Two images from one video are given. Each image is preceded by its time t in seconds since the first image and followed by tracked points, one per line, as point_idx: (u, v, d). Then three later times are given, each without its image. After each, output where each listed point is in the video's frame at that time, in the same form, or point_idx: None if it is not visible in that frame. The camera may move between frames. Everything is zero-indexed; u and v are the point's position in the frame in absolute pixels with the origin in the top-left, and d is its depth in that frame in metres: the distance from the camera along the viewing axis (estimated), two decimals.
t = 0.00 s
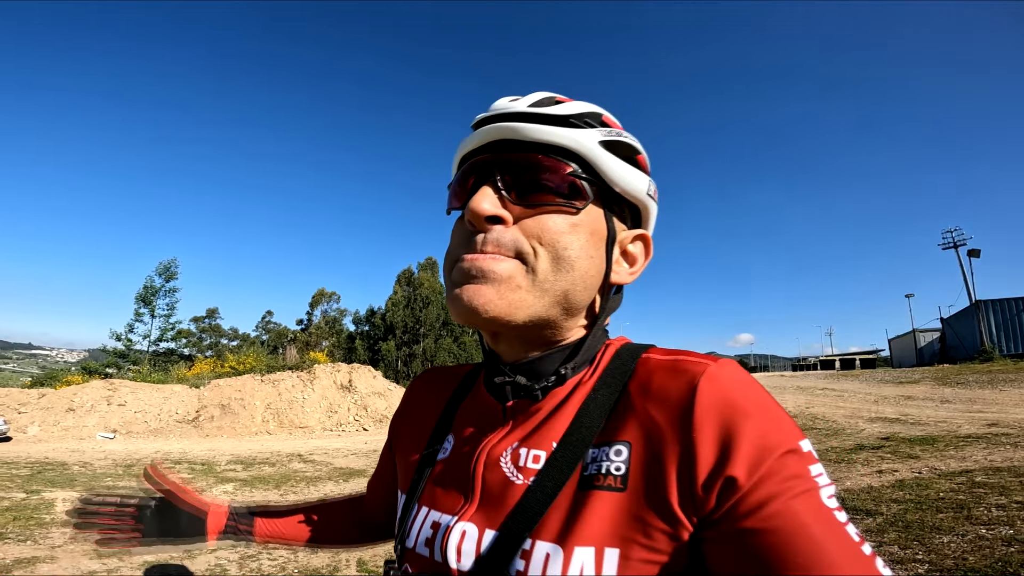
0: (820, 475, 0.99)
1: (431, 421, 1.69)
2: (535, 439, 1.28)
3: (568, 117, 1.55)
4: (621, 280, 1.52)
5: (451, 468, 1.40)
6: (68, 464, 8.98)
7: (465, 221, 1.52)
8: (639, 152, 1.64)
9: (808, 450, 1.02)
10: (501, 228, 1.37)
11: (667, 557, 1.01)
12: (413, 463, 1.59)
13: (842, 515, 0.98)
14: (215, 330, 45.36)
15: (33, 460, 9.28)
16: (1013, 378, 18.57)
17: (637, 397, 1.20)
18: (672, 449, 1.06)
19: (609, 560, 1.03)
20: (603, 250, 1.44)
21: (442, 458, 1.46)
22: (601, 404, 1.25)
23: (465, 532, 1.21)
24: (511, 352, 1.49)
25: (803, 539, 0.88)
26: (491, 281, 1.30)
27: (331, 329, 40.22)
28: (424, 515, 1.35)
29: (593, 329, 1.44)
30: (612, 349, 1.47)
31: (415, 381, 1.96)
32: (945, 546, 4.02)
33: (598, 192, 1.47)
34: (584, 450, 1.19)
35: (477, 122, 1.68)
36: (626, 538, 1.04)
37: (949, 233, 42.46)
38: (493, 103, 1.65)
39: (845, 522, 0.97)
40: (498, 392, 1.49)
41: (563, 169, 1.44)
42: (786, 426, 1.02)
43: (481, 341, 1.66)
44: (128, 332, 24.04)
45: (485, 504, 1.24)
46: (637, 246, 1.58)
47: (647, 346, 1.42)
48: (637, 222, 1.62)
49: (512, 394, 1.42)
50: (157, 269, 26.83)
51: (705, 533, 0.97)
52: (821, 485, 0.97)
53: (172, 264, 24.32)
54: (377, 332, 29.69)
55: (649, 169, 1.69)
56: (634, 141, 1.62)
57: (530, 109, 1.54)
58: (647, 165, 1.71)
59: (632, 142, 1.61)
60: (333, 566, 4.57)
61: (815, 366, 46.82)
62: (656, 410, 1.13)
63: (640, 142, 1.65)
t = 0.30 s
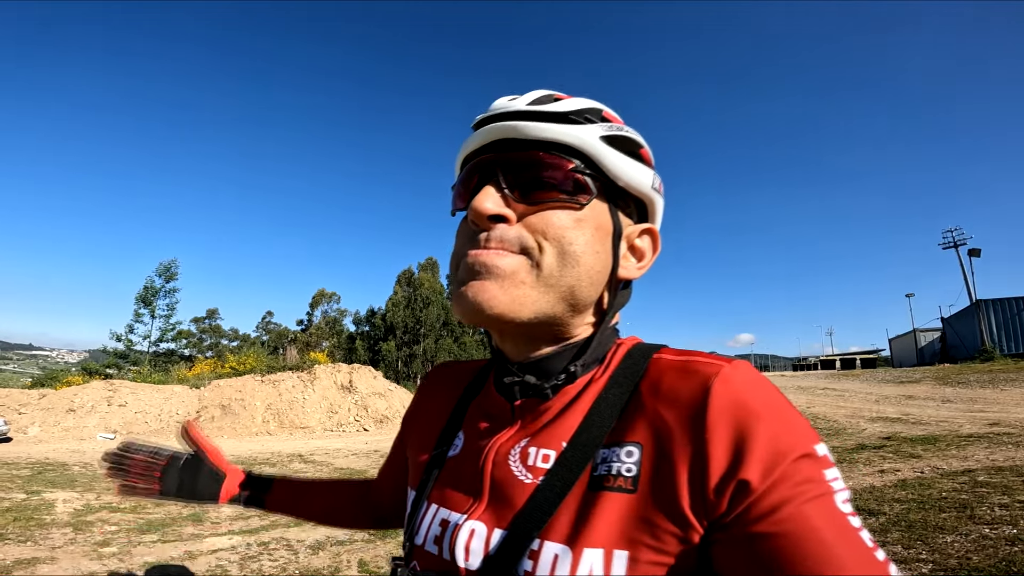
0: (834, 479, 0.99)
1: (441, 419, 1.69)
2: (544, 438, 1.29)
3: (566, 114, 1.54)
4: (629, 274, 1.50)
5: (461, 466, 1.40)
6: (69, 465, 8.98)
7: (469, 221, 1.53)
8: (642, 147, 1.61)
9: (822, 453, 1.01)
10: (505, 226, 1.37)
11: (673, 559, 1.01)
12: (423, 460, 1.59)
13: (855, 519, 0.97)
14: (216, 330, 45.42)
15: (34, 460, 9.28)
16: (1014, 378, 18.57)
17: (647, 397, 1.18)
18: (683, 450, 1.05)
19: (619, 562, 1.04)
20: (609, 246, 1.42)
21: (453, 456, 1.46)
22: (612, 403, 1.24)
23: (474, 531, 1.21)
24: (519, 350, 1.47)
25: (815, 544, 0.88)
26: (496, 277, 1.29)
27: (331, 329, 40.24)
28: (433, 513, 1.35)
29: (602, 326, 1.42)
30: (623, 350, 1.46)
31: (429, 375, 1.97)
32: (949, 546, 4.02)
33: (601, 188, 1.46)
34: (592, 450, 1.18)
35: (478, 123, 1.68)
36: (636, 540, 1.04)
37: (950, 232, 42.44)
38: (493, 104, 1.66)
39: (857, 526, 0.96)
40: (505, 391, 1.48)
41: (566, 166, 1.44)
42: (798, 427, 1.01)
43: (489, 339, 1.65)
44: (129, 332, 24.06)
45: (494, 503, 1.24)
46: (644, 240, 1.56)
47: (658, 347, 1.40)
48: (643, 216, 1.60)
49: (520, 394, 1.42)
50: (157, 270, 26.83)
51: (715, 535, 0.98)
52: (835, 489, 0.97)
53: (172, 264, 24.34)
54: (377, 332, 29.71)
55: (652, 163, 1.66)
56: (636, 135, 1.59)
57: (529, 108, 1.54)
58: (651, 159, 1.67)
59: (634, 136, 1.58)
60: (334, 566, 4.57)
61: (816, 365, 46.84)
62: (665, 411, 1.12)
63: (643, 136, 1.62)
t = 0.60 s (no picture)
0: (864, 473, 1.00)
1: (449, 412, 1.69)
2: (564, 421, 1.29)
3: (581, 89, 1.55)
4: (648, 248, 1.51)
5: (473, 455, 1.40)
6: (68, 465, 8.98)
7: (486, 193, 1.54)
8: (657, 122, 1.62)
9: (855, 446, 1.02)
10: (521, 196, 1.39)
11: (703, 548, 0.99)
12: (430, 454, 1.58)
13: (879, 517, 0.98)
14: (216, 331, 45.41)
15: (34, 461, 9.27)
16: (1016, 376, 18.55)
17: (678, 379, 1.17)
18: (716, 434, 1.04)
19: (646, 552, 1.02)
20: (626, 218, 1.43)
21: (464, 445, 1.48)
22: (637, 385, 1.23)
23: (489, 520, 1.20)
24: (535, 327, 1.46)
25: (837, 540, 0.89)
26: (516, 246, 1.32)
27: (331, 329, 40.22)
28: (443, 504, 1.34)
29: (621, 297, 1.42)
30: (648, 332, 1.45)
31: (432, 377, 1.95)
32: (958, 543, 4.01)
33: (618, 160, 1.47)
34: (619, 434, 1.18)
35: (493, 100, 1.70)
36: (661, 528, 1.03)
37: (951, 230, 42.40)
38: (507, 80, 1.67)
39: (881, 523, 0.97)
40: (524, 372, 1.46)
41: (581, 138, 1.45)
42: (833, 418, 1.02)
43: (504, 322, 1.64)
44: (128, 333, 24.04)
45: (510, 491, 1.24)
46: (661, 215, 1.57)
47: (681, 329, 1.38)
48: (660, 191, 1.61)
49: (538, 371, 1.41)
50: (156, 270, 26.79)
51: (740, 524, 0.97)
52: (864, 484, 0.98)
53: (170, 265, 24.29)
54: (377, 332, 29.68)
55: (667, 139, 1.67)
56: (649, 110, 1.59)
57: (543, 83, 1.55)
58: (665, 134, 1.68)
59: (648, 110, 1.58)
60: (335, 565, 4.55)
61: (816, 365, 46.83)
62: (699, 393, 1.11)
63: (656, 113, 1.62)
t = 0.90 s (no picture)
0: (868, 494, 1.00)
1: (438, 422, 1.68)
2: (553, 432, 1.27)
3: (566, 74, 1.59)
4: (636, 236, 1.51)
5: (459, 465, 1.38)
6: (67, 465, 8.97)
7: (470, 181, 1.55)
8: (645, 109, 1.65)
9: (859, 467, 1.03)
10: (501, 180, 1.39)
11: (707, 565, 1.00)
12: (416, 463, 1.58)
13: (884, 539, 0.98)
14: (216, 332, 45.43)
15: (32, 461, 9.26)
16: (1016, 374, 18.54)
17: (682, 399, 1.18)
18: (724, 454, 1.04)
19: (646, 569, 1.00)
20: (612, 204, 1.42)
21: (442, 453, 1.49)
22: (636, 401, 1.22)
23: (470, 530, 1.18)
24: (518, 320, 1.48)
25: (842, 564, 0.89)
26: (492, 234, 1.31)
27: (330, 329, 40.22)
28: (423, 513, 1.34)
29: (606, 287, 1.41)
30: (652, 347, 1.47)
31: (426, 398, 1.95)
32: (961, 543, 4.00)
33: (603, 144, 1.48)
34: (615, 448, 1.15)
35: (481, 87, 1.74)
36: (668, 548, 1.01)
37: (951, 229, 42.41)
38: (494, 67, 1.70)
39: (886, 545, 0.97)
40: (510, 372, 1.51)
41: (565, 121, 1.45)
42: (838, 442, 1.03)
43: (491, 321, 1.64)
44: (127, 333, 24.02)
45: (493, 500, 1.22)
46: (651, 203, 1.57)
47: (688, 348, 1.41)
48: (648, 177, 1.62)
49: (522, 362, 1.46)
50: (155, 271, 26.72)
51: (745, 544, 0.98)
52: (867, 504, 0.98)
53: (168, 265, 24.25)
54: (377, 332, 29.68)
55: (656, 127, 1.69)
56: (636, 97, 1.63)
57: (529, 69, 1.58)
58: (656, 122, 1.72)
59: (634, 97, 1.62)
60: (333, 566, 4.54)
61: (816, 364, 46.87)
62: (707, 414, 1.11)
63: (643, 99, 1.66)
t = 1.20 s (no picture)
0: (859, 504, 1.00)
1: (431, 428, 1.67)
2: (544, 440, 1.27)
3: (566, 81, 1.59)
4: (632, 245, 1.52)
5: (451, 471, 1.38)
6: (66, 466, 8.95)
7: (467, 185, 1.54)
8: (642, 116, 1.65)
9: (850, 477, 1.03)
10: (501, 187, 1.38)
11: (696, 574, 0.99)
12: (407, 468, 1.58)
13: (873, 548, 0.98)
14: (215, 332, 45.43)
15: (30, 462, 9.23)
16: (1015, 374, 18.57)
17: (674, 407, 1.18)
18: (715, 463, 1.03)
19: None
20: (610, 212, 1.43)
21: (433, 459, 1.49)
22: (628, 409, 1.22)
23: (460, 538, 1.17)
24: (511, 325, 1.47)
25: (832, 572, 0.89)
26: (491, 242, 1.31)
27: (329, 329, 40.19)
28: (414, 519, 1.33)
29: (602, 294, 1.42)
30: (646, 354, 1.47)
31: (420, 403, 1.94)
32: (958, 543, 4.00)
33: (601, 152, 1.48)
34: (606, 457, 1.15)
35: (479, 90, 1.72)
36: (657, 557, 1.01)
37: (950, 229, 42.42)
38: (491, 72, 1.70)
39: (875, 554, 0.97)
40: (501, 377, 1.49)
41: (564, 129, 1.44)
42: (829, 451, 1.03)
43: (484, 326, 1.64)
44: (125, 334, 23.98)
45: (483, 508, 1.22)
46: (647, 211, 1.58)
47: (680, 355, 1.41)
48: (645, 185, 1.63)
49: (515, 370, 1.44)
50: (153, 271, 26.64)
51: (735, 553, 0.97)
52: (858, 514, 0.98)
53: (166, 265, 24.20)
54: (376, 332, 29.66)
55: (654, 134, 1.70)
56: (635, 105, 1.64)
57: (528, 74, 1.58)
58: (653, 130, 1.73)
59: (633, 105, 1.63)
60: (331, 567, 4.54)
61: (815, 364, 46.94)
62: (698, 423, 1.10)
63: (642, 107, 1.67)
